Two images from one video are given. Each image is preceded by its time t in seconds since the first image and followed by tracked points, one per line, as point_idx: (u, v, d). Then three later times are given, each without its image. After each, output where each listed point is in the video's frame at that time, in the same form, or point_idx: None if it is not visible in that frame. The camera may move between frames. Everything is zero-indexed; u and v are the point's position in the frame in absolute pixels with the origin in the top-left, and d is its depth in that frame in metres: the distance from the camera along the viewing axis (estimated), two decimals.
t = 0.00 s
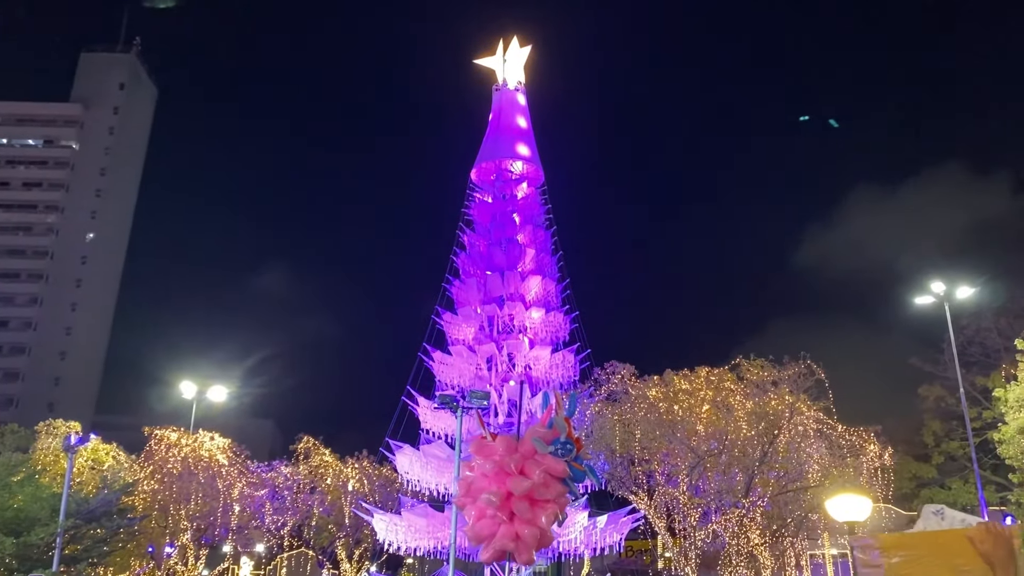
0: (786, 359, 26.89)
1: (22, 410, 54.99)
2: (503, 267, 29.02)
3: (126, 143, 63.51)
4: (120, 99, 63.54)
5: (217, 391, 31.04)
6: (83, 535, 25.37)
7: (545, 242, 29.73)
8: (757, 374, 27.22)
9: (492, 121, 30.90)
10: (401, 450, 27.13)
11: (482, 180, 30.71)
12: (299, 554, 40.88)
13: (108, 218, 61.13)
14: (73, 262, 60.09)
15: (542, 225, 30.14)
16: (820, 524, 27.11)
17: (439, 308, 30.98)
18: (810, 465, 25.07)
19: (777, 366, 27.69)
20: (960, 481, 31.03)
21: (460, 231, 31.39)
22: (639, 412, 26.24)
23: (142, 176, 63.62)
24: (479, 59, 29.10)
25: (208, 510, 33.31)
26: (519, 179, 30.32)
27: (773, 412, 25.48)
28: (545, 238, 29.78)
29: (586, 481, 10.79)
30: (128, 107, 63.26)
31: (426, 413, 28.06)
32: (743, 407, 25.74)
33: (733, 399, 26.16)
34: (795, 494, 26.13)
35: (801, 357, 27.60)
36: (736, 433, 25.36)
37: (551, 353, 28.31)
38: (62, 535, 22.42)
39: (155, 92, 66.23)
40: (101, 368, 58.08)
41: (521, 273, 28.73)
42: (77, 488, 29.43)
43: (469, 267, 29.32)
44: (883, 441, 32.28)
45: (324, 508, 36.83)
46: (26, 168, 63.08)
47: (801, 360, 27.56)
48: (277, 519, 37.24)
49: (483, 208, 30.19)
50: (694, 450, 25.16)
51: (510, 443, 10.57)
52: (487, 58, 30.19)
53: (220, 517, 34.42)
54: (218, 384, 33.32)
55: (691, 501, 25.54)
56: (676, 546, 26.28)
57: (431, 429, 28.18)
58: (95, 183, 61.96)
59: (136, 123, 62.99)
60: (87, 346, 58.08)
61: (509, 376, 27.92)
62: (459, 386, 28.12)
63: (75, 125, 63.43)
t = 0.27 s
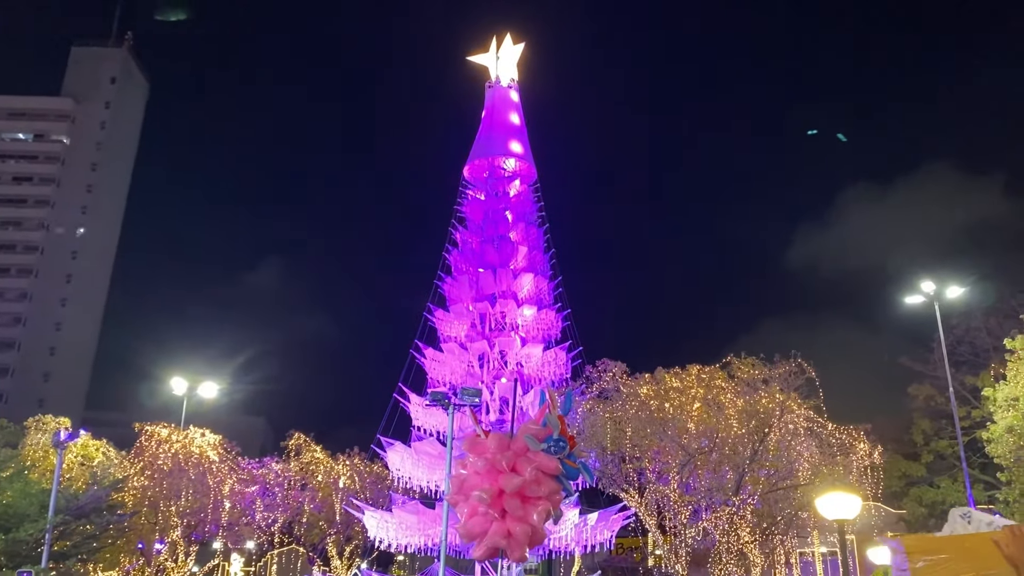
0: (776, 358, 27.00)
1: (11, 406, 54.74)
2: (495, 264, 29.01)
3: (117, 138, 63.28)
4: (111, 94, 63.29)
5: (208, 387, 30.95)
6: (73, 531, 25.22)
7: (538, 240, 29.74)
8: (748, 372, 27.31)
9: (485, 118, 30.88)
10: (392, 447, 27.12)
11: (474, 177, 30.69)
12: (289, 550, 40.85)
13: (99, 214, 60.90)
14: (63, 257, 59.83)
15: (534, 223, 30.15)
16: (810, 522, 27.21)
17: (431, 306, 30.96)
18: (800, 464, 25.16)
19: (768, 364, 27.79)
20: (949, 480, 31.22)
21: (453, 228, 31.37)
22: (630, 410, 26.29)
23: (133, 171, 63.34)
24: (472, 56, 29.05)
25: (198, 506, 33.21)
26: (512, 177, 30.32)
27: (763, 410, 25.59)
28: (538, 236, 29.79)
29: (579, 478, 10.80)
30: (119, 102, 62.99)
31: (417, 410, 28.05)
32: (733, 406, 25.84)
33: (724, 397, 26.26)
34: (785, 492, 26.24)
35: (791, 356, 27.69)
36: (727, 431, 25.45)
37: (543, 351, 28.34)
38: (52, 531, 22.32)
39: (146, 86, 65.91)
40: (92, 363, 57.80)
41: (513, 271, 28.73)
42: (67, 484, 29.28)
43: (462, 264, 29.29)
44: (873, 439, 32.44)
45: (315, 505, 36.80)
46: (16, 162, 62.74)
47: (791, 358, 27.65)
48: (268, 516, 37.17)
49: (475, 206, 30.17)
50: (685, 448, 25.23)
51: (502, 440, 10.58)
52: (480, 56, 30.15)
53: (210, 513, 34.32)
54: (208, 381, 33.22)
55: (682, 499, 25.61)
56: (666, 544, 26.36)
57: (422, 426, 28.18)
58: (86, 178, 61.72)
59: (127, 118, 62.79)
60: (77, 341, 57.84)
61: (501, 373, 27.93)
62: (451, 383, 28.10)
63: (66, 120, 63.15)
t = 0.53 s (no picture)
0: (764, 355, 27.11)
1: None
2: (485, 260, 28.99)
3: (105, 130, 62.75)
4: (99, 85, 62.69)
5: (196, 381, 30.83)
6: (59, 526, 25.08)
7: (528, 236, 29.72)
8: (736, 369, 27.41)
9: (476, 113, 30.81)
10: (381, 442, 27.11)
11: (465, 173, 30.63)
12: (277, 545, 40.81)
13: (86, 206, 60.41)
14: (50, 249, 59.37)
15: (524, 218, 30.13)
16: (796, 518, 27.34)
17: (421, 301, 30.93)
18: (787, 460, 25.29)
19: (756, 361, 27.91)
20: (935, 476, 31.44)
21: (442, 223, 31.32)
22: (618, 406, 26.38)
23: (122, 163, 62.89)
24: (463, 51, 28.97)
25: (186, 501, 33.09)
26: (502, 172, 30.29)
27: (751, 407, 25.72)
28: (528, 231, 29.78)
29: (568, 474, 10.81)
30: (107, 94, 62.42)
31: (406, 406, 28.04)
32: (721, 402, 25.96)
33: (712, 393, 26.37)
34: (773, 489, 26.37)
35: (779, 353, 27.80)
36: (715, 427, 25.56)
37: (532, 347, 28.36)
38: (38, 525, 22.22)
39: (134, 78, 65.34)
40: (79, 356, 57.46)
41: (503, 266, 28.72)
42: (53, 478, 29.15)
43: (451, 259, 29.25)
44: (860, 436, 32.63)
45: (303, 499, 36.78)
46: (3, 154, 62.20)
47: (779, 356, 27.76)
48: (256, 510, 37.09)
49: (465, 201, 30.12)
50: (673, 444, 25.33)
51: (490, 436, 10.60)
52: (471, 51, 30.06)
53: (197, 508, 34.22)
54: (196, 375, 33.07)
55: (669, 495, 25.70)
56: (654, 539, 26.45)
57: (411, 422, 28.18)
58: (74, 171, 61.22)
59: (116, 109, 62.05)
60: (64, 334, 57.46)
61: (490, 369, 27.95)
62: (440, 379, 28.09)
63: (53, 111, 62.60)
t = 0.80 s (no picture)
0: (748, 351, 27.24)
1: None
2: (471, 254, 28.97)
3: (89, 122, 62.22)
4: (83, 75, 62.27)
5: (180, 374, 30.65)
6: (40, 518, 24.93)
7: (514, 230, 29.73)
8: (720, 365, 27.50)
9: (463, 108, 30.75)
10: (365, 436, 27.05)
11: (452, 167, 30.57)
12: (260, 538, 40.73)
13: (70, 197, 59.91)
14: (33, 240, 58.84)
15: (511, 213, 30.13)
16: (779, 513, 27.52)
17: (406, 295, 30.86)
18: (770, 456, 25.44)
19: (740, 358, 28.04)
20: (915, 472, 31.74)
21: (429, 217, 31.25)
22: (603, 401, 26.44)
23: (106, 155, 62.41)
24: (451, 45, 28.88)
25: (169, 494, 32.91)
26: (489, 167, 30.28)
27: (735, 402, 25.85)
28: (514, 226, 29.79)
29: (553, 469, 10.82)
30: (91, 84, 61.88)
31: (391, 400, 27.98)
32: (705, 397, 26.08)
33: (696, 389, 26.47)
34: (756, 484, 26.53)
35: (763, 349, 27.93)
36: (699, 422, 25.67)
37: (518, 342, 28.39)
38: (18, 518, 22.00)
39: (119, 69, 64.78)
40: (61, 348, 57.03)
41: (489, 261, 28.71)
42: (34, 471, 28.89)
43: (438, 253, 29.19)
44: (842, 433, 32.87)
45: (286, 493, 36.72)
46: None
47: (763, 352, 27.89)
48: (239, 503, 36.97)
49: (452, 195, 30.07)
50: (657, 439, 25.42)
51: (475, 431, 10.62)
52: (459, 44, 29.98)
53: (180, 501, 34.02)
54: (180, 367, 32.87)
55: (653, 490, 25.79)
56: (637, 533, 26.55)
57: (396, 416, 28.13)
58: (57, 161, 60.70)
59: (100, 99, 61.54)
60: (46, 326, 57.01)
61: (476, 364, 27.95)
62: (425, 373, 28.04)
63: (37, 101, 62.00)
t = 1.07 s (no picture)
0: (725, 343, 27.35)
1: None
2: (451, 245, 28.91)
3: (64, 106, 61.30)
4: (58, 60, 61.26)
5: (156, 363, 30.36)
6: (12, 508, 24.62)
7: (494, 221, 29.70)
8: (698, 357, 27.52)
9: (444, 97, 30.61)
10: (343, 426, 26.97)
11: (432, 157, 30.44)
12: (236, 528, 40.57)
13: (44, 183, 59.05)
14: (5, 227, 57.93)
15: (491, 204, 30.09)
16: (754, 504, 27.80)
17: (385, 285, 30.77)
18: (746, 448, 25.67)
19: (716, 350, 28.12)
20: (888, 464, 32.17)
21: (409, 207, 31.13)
22: (581, 393, 26.52)
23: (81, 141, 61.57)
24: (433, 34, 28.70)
25: (144, 484, 32.64)
26: (470, 158, 30.21)
27: (711, 395, 25.98)
28: (494, 217, 29.76)
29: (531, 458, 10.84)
30: (66, 69, 60.93)
31: (369, 391, 27.88)
32: (682, 389, 26.19)
33: (673, 381, 26.54)
34: (732, 475, 26.78)
35: (740, 342, 28.04)
36: (675, 414, 25.78)
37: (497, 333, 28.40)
38: None
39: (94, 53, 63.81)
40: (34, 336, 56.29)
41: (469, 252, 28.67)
42: (7, 460, 28.53)
43: (417, 244, 29.09)
44: (817, 425, 33.20)
45: (263, 483, 36.59)
46: None
47: (740, 344, 28.01)
48: (215, 494, 36.71)
49: (432, 185, 29.95)
50: (634, 431, 25.56)
51: (453, 421, 10.62)
52: (441, 34, 29.82)
53: (156, 491, 33.75)
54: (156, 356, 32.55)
55: (630, 481, 25.95)
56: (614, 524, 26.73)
57: (374, 407, 28.06)
58: (31, 146, 59.73)
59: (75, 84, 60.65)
60: (19, 314, 56.25)
61: (455, 354, 27.92)
62: (403, 363, 27.99)
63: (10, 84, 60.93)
